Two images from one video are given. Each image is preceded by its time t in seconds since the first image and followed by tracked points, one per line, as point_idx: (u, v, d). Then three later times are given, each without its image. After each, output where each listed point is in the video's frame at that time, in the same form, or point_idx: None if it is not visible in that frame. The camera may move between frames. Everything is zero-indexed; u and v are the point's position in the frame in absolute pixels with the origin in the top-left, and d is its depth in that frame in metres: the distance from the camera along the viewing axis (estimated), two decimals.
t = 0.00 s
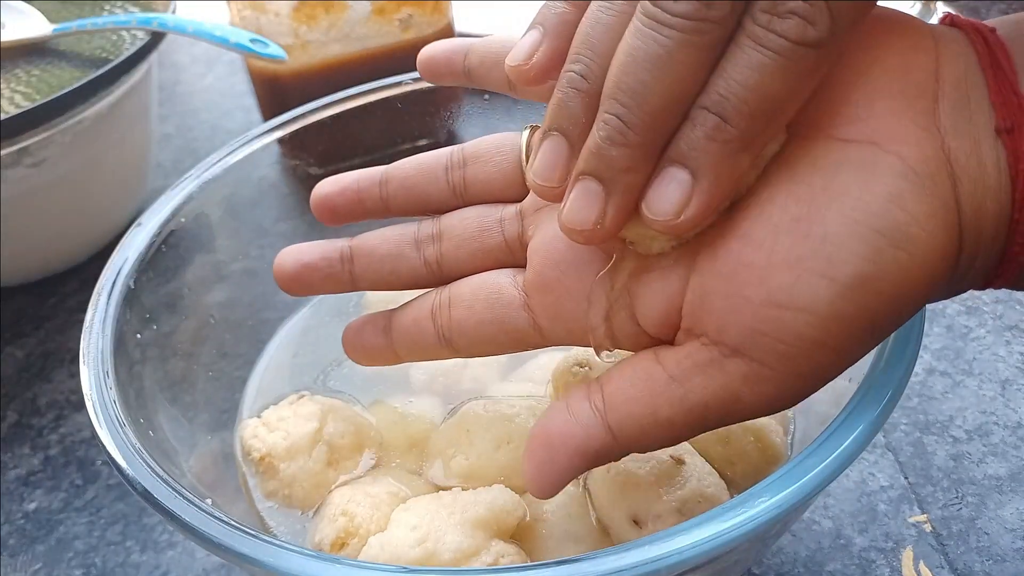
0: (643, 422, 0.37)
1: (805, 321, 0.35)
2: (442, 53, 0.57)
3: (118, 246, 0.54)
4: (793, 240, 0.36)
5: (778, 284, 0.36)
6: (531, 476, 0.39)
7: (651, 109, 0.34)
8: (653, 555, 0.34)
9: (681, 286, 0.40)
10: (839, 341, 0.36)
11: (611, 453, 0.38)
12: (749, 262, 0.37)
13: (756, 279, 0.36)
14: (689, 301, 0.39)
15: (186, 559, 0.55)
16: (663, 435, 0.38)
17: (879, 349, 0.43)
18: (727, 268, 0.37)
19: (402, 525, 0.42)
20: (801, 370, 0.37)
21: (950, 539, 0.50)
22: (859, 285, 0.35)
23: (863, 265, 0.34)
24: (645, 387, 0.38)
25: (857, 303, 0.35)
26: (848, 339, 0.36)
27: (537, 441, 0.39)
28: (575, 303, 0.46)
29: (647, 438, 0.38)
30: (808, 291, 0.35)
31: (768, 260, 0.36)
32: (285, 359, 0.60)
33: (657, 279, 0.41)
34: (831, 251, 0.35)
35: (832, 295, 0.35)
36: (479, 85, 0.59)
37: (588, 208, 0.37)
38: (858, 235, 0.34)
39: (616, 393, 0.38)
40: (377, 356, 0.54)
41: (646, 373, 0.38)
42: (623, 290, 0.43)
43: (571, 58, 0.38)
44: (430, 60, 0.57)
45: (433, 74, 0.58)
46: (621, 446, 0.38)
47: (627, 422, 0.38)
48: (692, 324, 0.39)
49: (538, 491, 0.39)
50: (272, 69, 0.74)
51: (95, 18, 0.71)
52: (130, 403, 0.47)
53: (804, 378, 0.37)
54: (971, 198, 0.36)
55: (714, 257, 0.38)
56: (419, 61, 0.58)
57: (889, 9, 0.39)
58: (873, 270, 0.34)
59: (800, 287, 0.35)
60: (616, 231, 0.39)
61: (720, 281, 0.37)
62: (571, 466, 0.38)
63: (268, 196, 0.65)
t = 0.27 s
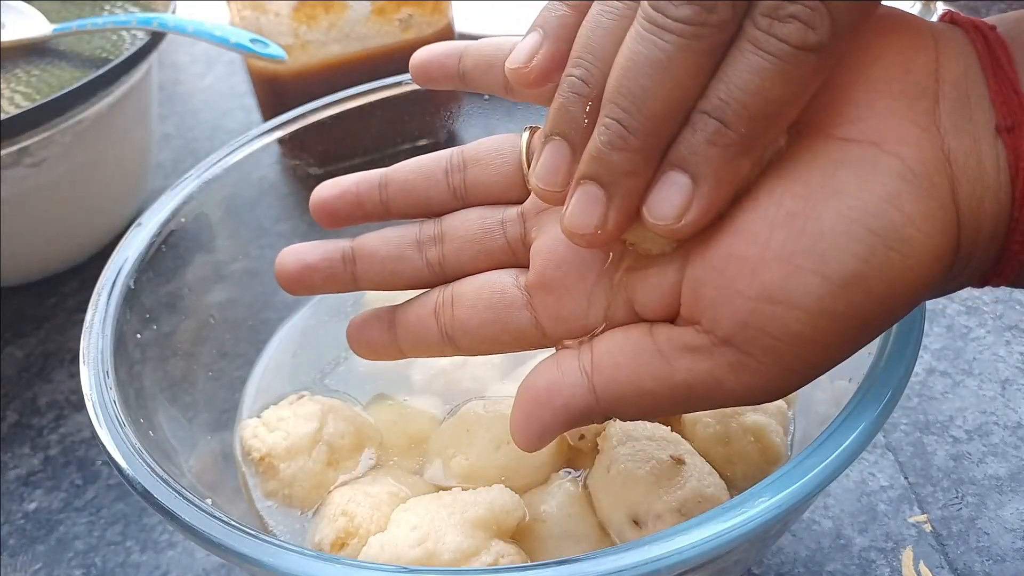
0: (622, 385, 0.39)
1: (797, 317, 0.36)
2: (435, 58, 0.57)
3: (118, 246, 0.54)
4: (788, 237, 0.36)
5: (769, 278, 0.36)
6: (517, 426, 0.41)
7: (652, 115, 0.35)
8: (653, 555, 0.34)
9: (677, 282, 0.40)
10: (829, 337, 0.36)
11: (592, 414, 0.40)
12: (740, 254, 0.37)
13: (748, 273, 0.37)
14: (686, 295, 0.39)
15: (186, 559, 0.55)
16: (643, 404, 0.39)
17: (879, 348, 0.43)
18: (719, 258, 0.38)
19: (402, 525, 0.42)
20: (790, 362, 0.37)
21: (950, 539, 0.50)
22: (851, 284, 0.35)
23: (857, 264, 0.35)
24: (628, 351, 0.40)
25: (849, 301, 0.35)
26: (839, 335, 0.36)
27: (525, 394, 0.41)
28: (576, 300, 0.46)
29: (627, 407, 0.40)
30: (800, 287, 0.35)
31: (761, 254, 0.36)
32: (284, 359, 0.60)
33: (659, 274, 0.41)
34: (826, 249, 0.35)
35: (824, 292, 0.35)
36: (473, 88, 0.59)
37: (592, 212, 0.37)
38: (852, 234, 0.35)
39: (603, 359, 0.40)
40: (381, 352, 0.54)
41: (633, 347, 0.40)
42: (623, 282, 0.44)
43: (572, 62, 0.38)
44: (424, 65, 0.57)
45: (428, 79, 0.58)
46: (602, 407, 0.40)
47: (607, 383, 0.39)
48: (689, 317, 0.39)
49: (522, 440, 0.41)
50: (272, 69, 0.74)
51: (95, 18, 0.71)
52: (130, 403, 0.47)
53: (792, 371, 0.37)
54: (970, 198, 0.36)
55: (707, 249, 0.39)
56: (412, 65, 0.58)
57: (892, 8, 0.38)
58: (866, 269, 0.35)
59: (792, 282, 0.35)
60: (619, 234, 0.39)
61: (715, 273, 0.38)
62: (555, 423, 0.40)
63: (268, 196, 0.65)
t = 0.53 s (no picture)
0: (620, 377, 0.39)
1: (795, 316, 0.36)
2: (432, 59, 0.57)
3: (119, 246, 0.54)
4: (786, 236, 0.36)
5: (767, 278, 0.36)
6: (512, 413, 0.41)
7: (656, 119, 0.35)
8: (654, 556, 0.34)
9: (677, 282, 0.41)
10: (827, 336, 0.36)
11: (589, 405, 0.40)
12: (739, 254, 0.37)
13: (747, 271, 0.37)
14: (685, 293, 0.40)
15: (186, 559, 0.55)
16: (642, 399, 0.39)
17: (880, 348, 0.43)
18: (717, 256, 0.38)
19: (401, 525, 0.42)
20: (788, 362, 0.37)
21: (950, 539, 0.50)
22: (849, 283, 0.35)
23: (855, 264, 0.35)
24: (628, 344, 0.40)
25: (847, 300, 0.35)
26: (837, 333, 0.36)
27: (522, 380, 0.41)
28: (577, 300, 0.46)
29: (623, 399, 0.40)
30: (798, 285, 0.35)
31: (761, 253, 0.36)
32: (284, 359, 0.60)
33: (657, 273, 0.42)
34: (825, 248, 0.35)
35: (822, 290, 0.35)
36: (470, 88, 0.59)
37: (593, 216, 0.38)
38: (852, 234, 0.35)
39: (601, 350, 0.40)
40: (378, 346, 0.54)
41: (632, 339, 0.40)
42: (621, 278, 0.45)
43: (574, 66, 0.38)
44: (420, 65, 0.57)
45: (423, 80, 0.58)
46: (600, 399, 0.40)
47: (607, 374, 0.39)
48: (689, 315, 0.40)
49: (517, 429, 0.41)
50: (272, 69, 0.74)
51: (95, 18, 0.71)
52: (129, 403, 0.47)
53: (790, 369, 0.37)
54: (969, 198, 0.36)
55: (705, 249, 0.39)
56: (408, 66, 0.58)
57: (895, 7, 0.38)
58: (864, 268, 0.35)
59: (790, 281, 0.36)
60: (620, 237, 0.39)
61: (715, 273, 0.38)
62: (551, 411, 0.40)
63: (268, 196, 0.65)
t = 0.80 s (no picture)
0: (612, 333, 0.40)
1: (786, 279, 0.37)
2: (414, 26, 0.57)
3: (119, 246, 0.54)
4: (782, 200, 0.36)
5: (758, 242, 0.37)
6: (503, 363, 0.42)
7: (654, 89, 0.35)
8: (654, 555, 0.34)
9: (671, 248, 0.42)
10: (818, 301, 0.37)
11: (579, 361, 0.41)
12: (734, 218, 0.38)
13: (741, 236, 0.38)
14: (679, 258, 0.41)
15: (185, 559, 0.55)
16: (632, 356, 0.40)
17: (881, 346, 0.43)
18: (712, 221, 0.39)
19: (401, 524, 0.42)
20: (783, 326, 0.38)
21: (950, 539, 0.50)
22: (841, 249, 0.36)
23: (846, 231, 0.35)
24: (622, 306, 0.41)
25: (839, 264, 0.36)
26: (829, 298, 0.37)
27: (514, 334, 0.42)
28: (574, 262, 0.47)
29: (616, 359, 0.41)
30: (791, 250, 0.36)
31: (754, 219, 0.37)
32: (284, 359, 0.60)
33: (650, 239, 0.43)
34: (817, 214, 0.36)
35: (815, 254, 0.36)
36: (455, 59, 0.58)
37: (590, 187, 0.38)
38: (844, 200, 0.35)
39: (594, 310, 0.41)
40: (364, 290, 0.55)
41: (625, 302, 0.41)
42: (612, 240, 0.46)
43: (571, 37, 0.38)
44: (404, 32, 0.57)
45: (407, 49, 0.58)
46: (591, 356, 0.41)
47: (600, 333, 0.40)
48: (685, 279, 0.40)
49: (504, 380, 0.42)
50: (273, 69, 0.74)
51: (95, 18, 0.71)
52: (129, 403, 0.47)
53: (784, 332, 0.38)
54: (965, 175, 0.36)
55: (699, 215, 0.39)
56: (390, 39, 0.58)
57: None
58: (856, 234, 0.35)
59: (782, 246, 0.36)
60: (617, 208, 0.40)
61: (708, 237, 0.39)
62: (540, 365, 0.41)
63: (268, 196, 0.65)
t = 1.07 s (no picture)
0: (597, 243, 0.45)
1: (775, 188, 0.40)
2: None
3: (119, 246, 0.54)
4: (778, 109, 0.39)
5: (753, 152, 0.40)
6: (490, 255, 0.47)
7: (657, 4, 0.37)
8: (655, 555, 0.34)
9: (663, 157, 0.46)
10: (803, 212, 0.40)
11: (562, 265, 0.46)
12: (730, 125, 0.41)
13: (733, 146, 0.41)
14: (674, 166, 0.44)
15: (185, 560, 0.55)
16: (616, 263, 0.45)
17: (883, 344, 0.43)
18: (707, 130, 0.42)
19: (401, 524, 0.42)
20: (770, 234, 0.42)
21: (950, 539, 0.50)
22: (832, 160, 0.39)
23: (838, 143, 0.38)
24: (613, 221, 0.46)
25: (829, 176, 0.39)
26: (818, 208, 0.40)
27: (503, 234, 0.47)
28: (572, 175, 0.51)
29: (598, 265, 0.46)
30: (784, 160, 0.39)
31: (749, 127, 0.40)
32: (285, 360, 0.60)
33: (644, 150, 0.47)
34: (812, 125, 0.38)
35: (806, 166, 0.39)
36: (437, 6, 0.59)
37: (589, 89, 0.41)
38: (838, 113, 0.38)
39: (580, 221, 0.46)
40: (336, 171, 0.54)
41: (617, 211, 0.46)
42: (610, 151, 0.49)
43: None
44: None
45: None
46: (574, 263, 0.46)
47: (590, 240, 0.46)
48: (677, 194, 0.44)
49: (487, 272, 0.48)
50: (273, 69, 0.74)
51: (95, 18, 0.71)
52: (130, 403, 0.47)
53: (770, 242, 0.42)
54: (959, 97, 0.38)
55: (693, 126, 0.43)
56: None
57: None
58: (846, 147, 0.38)
59: (773, 157, 0.39)
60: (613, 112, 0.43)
61: (704, 146, 0.42)
62: (525, 267, 0.47)
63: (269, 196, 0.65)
